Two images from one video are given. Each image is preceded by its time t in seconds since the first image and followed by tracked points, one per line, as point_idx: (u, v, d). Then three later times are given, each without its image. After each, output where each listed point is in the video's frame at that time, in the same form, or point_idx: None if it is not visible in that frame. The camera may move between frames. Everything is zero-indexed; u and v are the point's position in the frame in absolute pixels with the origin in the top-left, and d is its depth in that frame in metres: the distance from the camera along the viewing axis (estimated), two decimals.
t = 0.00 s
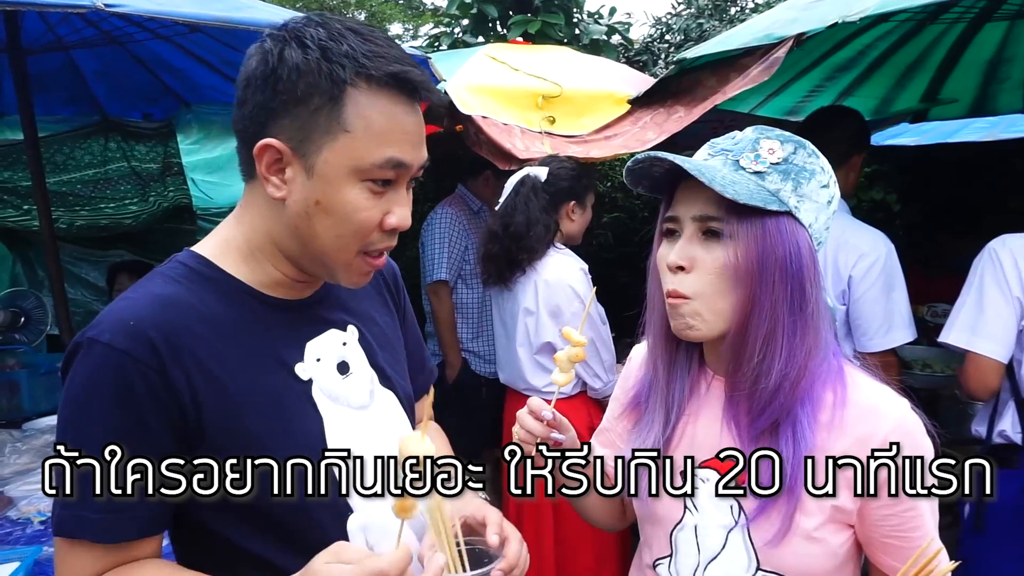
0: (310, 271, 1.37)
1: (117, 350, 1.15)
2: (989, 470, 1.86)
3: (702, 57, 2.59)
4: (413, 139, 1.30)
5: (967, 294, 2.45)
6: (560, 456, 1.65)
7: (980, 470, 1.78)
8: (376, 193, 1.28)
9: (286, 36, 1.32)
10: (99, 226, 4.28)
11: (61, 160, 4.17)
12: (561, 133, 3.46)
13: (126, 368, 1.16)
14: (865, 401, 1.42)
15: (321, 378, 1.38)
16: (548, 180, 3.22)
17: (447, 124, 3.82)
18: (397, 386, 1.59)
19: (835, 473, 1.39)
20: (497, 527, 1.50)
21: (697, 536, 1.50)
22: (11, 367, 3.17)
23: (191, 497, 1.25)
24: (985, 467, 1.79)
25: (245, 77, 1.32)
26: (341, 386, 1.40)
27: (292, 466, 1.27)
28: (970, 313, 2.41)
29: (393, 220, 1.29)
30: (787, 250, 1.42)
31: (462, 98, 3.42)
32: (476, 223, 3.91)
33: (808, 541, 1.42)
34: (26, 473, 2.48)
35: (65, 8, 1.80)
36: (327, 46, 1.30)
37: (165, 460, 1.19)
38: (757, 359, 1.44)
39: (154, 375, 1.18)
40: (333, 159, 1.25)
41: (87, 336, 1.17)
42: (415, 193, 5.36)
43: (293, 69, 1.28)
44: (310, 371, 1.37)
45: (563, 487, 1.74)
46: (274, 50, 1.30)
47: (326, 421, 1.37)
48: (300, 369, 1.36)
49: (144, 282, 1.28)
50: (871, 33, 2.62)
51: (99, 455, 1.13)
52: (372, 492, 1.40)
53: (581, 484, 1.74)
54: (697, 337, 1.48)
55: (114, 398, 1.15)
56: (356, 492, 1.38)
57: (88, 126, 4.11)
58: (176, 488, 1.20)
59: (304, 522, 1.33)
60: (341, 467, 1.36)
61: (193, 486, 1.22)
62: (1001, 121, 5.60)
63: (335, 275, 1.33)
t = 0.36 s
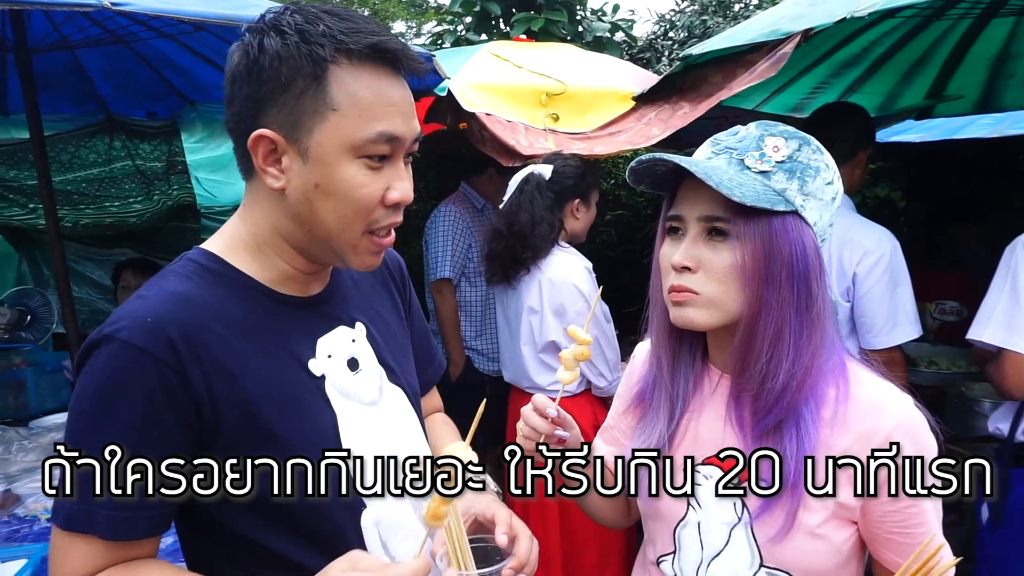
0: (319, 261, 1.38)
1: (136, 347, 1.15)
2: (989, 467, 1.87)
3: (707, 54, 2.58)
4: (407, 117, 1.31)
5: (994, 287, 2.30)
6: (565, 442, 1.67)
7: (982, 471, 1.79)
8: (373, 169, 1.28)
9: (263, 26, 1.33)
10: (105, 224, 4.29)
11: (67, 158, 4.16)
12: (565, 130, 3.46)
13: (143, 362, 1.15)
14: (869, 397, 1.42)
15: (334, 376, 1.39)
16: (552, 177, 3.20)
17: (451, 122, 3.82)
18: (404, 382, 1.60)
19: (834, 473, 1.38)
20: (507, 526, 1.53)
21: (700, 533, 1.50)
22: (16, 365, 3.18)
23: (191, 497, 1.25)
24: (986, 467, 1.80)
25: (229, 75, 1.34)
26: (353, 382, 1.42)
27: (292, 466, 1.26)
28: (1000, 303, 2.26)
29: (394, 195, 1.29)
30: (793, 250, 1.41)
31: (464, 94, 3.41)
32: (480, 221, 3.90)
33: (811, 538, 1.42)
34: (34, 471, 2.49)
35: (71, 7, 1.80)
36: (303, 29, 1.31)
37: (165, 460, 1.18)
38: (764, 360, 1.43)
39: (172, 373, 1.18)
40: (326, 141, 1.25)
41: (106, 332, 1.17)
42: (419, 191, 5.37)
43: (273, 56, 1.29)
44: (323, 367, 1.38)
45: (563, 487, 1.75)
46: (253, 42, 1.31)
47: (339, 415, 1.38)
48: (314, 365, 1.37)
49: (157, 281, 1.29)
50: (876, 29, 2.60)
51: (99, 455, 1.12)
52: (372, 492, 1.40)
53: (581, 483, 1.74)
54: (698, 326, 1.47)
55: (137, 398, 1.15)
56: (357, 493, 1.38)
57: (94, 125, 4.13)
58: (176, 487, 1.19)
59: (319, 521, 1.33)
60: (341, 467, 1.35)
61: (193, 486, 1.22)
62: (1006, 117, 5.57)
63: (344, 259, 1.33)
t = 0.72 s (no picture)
0: (314, 271, 1.37)
1: (128, 354, 1.15)
2: (991, 466, 1.85)
3: (707, 52, 2.58)
4: (411, 143, 1.30)
5: (1002, 280, 2.29)
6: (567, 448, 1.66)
7: (983, 471, 1.79)
8: (372, 193, 1.28)
9: (271, 41, 1.30)
10: (106, 226, 4.29)
11: (68, 160, 4.15)
12: (565, 130, 3.45)
13: (138, 368, 1.16)
14: (873, 394, 1.41)
15: (329, 378, 1.38)
16: (556, 176, 3.23)
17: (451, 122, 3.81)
18: (401, 382, 1.59)
19: (835, 472, 1.38)
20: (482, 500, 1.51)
21: (705, 532, 1.50)
22: (18, 367, 3.18)
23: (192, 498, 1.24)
24: (987, 468, 1.79)
25: (231, 88, 1.31)
26: (348, 385, 1.41)
27: (292, 467, 1.26)
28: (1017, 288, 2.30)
29: (393, 218, 1.30)
30: (799, 250, 1.41)
31: (465, 94, 3.42)
32: (480, 220, 3.90)
33: (817, 536, 1.41)
34: (35, 473, 2.48)
35: (67, 8, 1.79)
36: (311, 51, 1.28)
37: (165, 460, 1.17)
38: (772, 364, 1.42)
39: (166, 377, 1.18)
40: (328, 166, 1.25)
41: (98, 339, 1.17)
42: (419, 191, 5.37)
43: (278, 77, 1.26)
44: (317, 371, 1.37)
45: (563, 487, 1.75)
46: (258, 57, 1.28)
47: (333, 416, 1.37)
48: (308, 369, 1.36)
49: (150, 286, 1.28)
50: (877, 26, 2.60)
51: (99, 456, 1.13)
52: (372, 492, 1.42)
53: (582, 484, 1.74)
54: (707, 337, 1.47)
55: (131, 404, 1.15)
56: (357, 493, 1.40)
57: (93, 127, 4.15)
58: (176, 487, 1.18)
59: (318, 521, 1.34)
60: (341, 467, 1.36)
61: (193, 486, 1.21)
62: (1008, 114, 5.56)
63: (338, 269, 1.32)
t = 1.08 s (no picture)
0: (321, 281, 1.39)
1: (144, 347, 1.19)
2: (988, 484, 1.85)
3: (699, 69, 2.60)
4: (374, 127, 1.32)
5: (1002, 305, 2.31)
6: (560, 492, 1.61)
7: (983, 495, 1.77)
8: (344, 179, 1.29)
9: (236, 66, 1.37)
10: (107, 248, 4.30)
11: (69, 184, 4.18)
12: (561, 147, 3.48)
13: (151, 361, 1.19)
14: (860, 412, 1.42)
15: (335, 389, 1.39)
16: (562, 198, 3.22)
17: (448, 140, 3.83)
18: (406, 399, 1.59)
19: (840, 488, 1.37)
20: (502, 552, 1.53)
21: (703, 555, 1.50)
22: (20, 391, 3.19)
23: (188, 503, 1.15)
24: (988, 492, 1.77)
25: (219, 112, 1.40)
26: (353, 397, 1.41)
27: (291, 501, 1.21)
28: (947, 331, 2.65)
29: (370, 205, 1.29)
30: (812, 271, 1.43)
31: (461, 114, 3.42)
32: (477, 238, 3.93)
33: (812, 554, 1.41)
34: (35, 496, 2.48)
35: (66, 38, 1.82)
36: (265, 60, 1.34)
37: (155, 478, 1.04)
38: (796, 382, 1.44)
39: (177, 375, 1.21)
40: (295, 159, 1.27)
41: (116, 333, 1.21)
42: (418, 208, 5.41)
43: (241, 91, 1.33)
44: (323, 379, 1.38)
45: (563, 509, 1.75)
46: (228, 82, 1.37)
47: (337, 428, 1.37)
48: (315, 376, 1.37)
49: (172, 289, 1.33)
50: (866, 42, 2.63)
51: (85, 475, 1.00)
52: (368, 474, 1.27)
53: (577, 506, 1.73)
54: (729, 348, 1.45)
55: (140, 397, 1.17)
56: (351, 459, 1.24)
57: (94, 150, 4.12)
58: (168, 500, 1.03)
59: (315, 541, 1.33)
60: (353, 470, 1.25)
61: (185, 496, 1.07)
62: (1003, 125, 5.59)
63: (333, 273, 1.33)
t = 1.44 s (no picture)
0: (320, 270, 1.38)
1: (142, 335, 1.19)
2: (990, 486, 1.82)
3: (702, 66, 2.59)
4: (369, 113, 1.31)
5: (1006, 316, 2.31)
6: (562, 483, 1.61)
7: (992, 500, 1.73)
8: (339, 163, 1.27)
9: (233, 59, 1.37)
10: (107, 244, 4.28)
11: (69, 180, 4.21)
12: (563, 145, 3.47)
13: (149, 350, 1.19)
14: (868, 410, 1.41)
15: (330, 382, 1.37)
16: (562, 196, 3.22)
17: (450, 137, 3.82)
18: (404, 393, 1.59)
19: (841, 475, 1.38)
20: (499, 518, 1.45)
21: (704, 550, 1.49)
22: (20, 386, 3.18)
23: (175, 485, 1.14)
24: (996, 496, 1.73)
25: (216, 106, 1.40)
26: (350, 390, 1.38)
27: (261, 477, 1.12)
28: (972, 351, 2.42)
29: (367, 188, 1.27)
30: (781, 274, 1.39)
31: (463, 111, 3.40)
32: (478, 236, 3.91)
33: (814, 551, 1.40)
34: (36, 491, 2.48)
35: (67, 32, 1.81)
36: (261, 53, 1.34)
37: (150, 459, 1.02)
38: (754, 387, 1.44)
39: (176, 363, 1.21)
40: (292, 147, 1.26)
41: (115, 324, 1.22)
42: (419, 206, 5.41)
43: (238, 82, 1.33)
44: (320, 372, 1.37)
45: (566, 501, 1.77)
46: (225, 76, 1.37)
47: (332, 421, 1.35)
48: (309, 369, 1.36)
49: (170, 282, 1.33)
50: (869, 41, 2.62)
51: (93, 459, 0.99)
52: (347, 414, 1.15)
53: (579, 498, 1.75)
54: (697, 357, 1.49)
55: (139, 383, 1.17)
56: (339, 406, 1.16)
57: (96, 146, 4.14)
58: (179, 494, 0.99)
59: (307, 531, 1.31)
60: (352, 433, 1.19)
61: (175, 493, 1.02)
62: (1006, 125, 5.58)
63: (334, 261, 1.32)
